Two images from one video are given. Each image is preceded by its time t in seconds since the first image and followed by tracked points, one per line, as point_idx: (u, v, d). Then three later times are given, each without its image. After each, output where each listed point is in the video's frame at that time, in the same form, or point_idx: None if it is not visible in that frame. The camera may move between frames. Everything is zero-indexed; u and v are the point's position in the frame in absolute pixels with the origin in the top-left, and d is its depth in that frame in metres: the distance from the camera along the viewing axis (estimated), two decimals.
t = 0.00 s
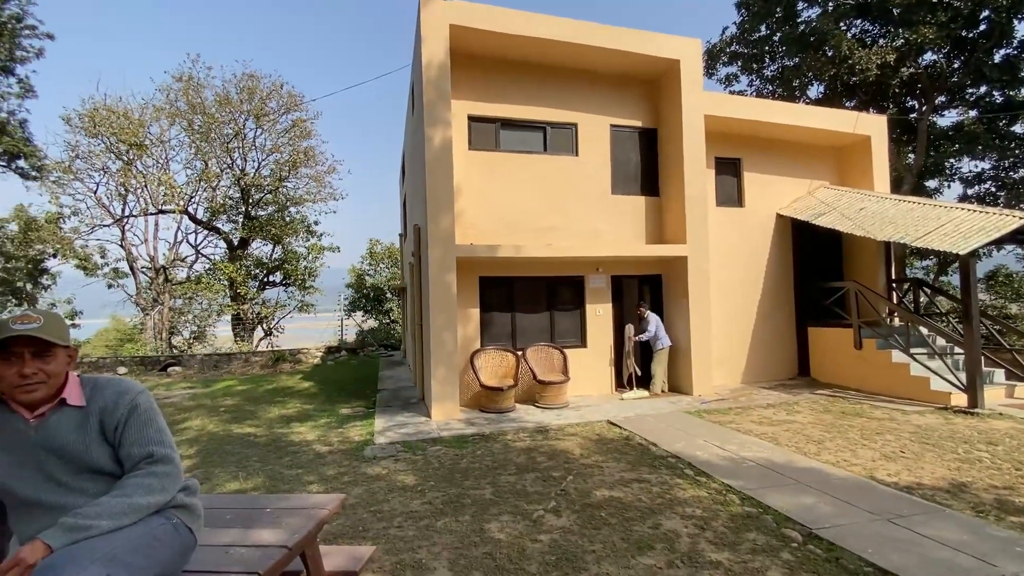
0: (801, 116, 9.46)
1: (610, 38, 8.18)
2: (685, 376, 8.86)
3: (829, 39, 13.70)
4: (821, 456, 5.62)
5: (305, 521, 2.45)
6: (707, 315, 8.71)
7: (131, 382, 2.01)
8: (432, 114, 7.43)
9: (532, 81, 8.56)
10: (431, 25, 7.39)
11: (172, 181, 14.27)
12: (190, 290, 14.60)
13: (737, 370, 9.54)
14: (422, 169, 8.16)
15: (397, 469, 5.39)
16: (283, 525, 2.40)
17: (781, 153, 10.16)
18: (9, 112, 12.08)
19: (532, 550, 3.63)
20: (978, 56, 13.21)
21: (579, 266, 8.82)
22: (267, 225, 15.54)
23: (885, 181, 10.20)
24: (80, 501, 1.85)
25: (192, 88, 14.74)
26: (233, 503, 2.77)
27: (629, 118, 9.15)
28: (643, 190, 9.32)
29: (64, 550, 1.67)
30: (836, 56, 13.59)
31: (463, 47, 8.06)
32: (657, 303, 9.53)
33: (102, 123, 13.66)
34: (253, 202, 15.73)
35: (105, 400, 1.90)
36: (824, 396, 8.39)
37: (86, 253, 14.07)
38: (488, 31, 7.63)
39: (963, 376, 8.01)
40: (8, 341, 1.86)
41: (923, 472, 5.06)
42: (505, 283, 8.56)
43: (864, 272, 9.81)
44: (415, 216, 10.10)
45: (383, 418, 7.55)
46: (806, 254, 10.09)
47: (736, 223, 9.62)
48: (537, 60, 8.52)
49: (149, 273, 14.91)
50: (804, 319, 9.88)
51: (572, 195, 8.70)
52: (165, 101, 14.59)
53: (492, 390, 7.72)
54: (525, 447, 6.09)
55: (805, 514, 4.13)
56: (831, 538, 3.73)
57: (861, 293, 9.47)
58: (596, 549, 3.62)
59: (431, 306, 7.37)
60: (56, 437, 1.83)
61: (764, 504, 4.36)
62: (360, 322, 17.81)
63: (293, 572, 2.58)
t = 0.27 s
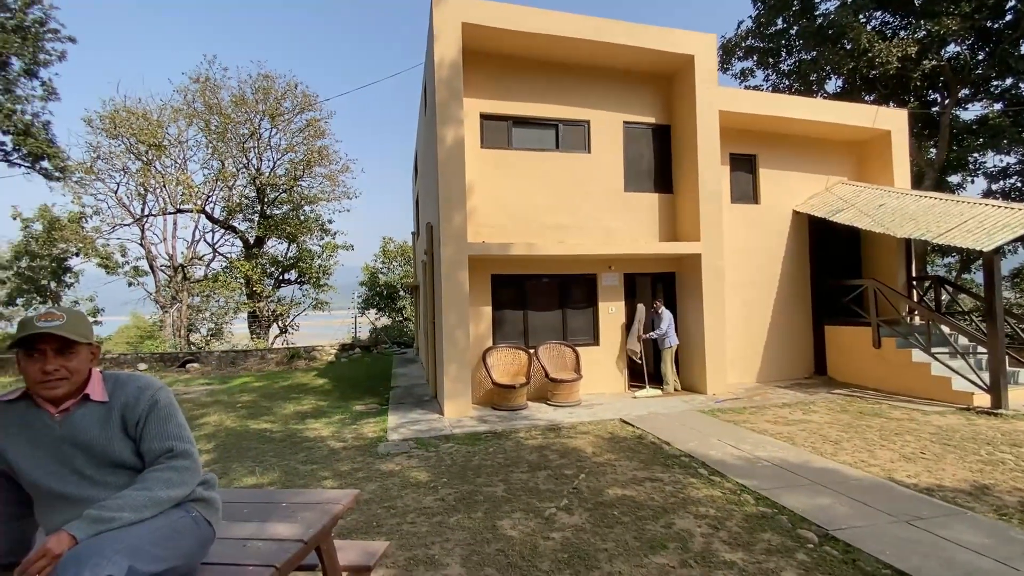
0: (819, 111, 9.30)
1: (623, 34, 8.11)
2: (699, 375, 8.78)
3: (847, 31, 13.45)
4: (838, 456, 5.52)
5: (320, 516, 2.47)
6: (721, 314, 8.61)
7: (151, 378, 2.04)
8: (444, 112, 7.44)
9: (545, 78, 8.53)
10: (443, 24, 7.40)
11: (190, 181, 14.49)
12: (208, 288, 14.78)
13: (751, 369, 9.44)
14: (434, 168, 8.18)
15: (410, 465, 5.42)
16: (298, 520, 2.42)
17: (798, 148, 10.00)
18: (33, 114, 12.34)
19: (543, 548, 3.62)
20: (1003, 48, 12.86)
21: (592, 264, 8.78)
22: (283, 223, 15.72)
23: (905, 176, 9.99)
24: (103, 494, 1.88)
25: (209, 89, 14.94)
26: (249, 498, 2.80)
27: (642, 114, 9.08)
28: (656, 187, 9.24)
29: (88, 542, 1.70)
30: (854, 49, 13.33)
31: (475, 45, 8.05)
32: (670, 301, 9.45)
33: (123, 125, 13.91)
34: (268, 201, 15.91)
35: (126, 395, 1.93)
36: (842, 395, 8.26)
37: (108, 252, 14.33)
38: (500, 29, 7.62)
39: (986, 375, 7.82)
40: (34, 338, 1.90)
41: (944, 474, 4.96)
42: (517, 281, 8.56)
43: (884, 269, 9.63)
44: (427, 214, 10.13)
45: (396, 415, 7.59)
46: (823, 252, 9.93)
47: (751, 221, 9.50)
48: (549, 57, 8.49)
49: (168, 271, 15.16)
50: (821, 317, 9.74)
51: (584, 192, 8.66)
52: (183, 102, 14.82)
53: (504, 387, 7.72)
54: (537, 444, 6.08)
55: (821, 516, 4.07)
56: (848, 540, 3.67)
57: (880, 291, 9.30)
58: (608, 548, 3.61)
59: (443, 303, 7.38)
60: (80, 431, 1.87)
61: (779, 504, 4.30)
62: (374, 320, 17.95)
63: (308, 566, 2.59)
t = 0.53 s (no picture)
0: (836, 107, 9.14)
1: (636, 30, 8.04)
2: (713, 374, 8.69)
3: (865, 25, 13.21)
4: (856, 457, 5.43)
5: (333, 512, 2.48)
6: (736, 313, 8.51)
7: (167, 375, 2.06)
8: (456, 111, 7.44)
9: (557, 76, 8.49)
10: (455, 22, 7.39)
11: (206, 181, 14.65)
12: (223, 287, 14.93)
13: (767, 369, 9.32)
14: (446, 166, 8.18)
15: (422, 463, 5.43)
16: (312, 517, 2.42)
17: (815, 144, 9.85)
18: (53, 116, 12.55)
19: (556, 547, 3.60)
20: None
21: (604, 262, 8.73)
22: (297, 223, 15.86)
23: (925, 173, 9.79)
24: (120, 489, 1.89)
25: (224, 90, 15.11)
26: (263, 494, 2.82)
27: (656, 111, 9.00)
28: (669, 184, 9.16)
29: (105, 536, 1.72)
30: (872, 44, 13.12)
31: (487, 43, 8.04)
32: (684, 299, 9.37)
33: (140, 126, 14.11)
34: (282, 201, 16.04)
35: (144, 391, 1.95)
36: (859, 395, 8.12)
37: (126, 251, 14.54)
38: (512, 27, 7.59)
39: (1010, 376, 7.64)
40: (52, 334, 1.92)
41: (966, 476, 4.85)
42: (529, 279, 8.53)
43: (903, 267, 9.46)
44: (439, 213, 10.14)
45: (408, 412, 7.61)
46: (840, 249, 9.77)
47: (766, 218, 9.38)
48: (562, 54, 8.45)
49: (184, 270, 15.35)
50: (838, 316, 9.59)
51: (597, 190, 8.61)
52: (198, 103, 14.99)
53: (516, 386, 7.71)
54: (550, 443, 6.06)
55: (840, 518, 4.00)
56: (867, 543, 3.60)
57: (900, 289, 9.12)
58: (622, 547, 3.58)
59: (455, 302, 7.39)
60: (98, 426, 1.88)
61: (796, 505, 4.23)
62: (386, 318, 18.03)
63: (322, 562, 2.60)
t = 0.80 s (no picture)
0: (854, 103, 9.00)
1: (649, 27, 7.98)
2: (727, 374, 8.61)
3: (884, 20, 13.01)
4: (874, 459, 5.34)
5: (348, 509, 2.49)
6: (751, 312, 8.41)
7: (185, 371, 2.07)
8: (468, 110, 7.44)
9: (569, 74, 8.46)
10: (467, 21, 7.39)
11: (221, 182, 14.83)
12: (238, 286, 15.10)
13: (782, 369, 9.21)
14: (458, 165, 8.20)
15: (435, 461, 5.44)
16: (327, 513, 2.43)
17: (832, 141, 9.71)
18: (73, 118, 12.78)
19: (569, 546, 3.59)
20: None
21: (617, 261, 8.68)
22: (310, 223, 16.00)
23: (946, 169, 9.60)
24: (141, 483, 1.92)
25: (239, 91, 15.28)
26: (279, 491, 2.84)
27: (669, 109, 8.93)
28: (683, 182, 9.09)
29: (126, 530, 1.74)
30: (891, 38, 12.90)
31: (500, 42, 8.03)
32: (698, 299, 9.29)
33: (157, 128, 14.33)
34: (296, 201, 16.18)
35: (163, 387, 1.97)
36: (878, 396, 7.99)
37: (143, 251, 14.76)
38: (524, 25, 7.57)
39: None
40: (72, 331, 1.95)
41: (989, 479, 4.74)
42: (541, 278, 8.52)
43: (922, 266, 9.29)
44: (451, 212, 10.16)
45: (421, 411, 7.64)
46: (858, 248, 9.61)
47: (781, 216, 9.26)
48: (574, 52, 8.41)
49: (200, 270, 15.55)
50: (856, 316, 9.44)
51: (609, 188, 8.57)
52: (214, 105, 15.18)
53: (528, 385, 7.70)
54: (562, 443, 6.04)
55: (858, 520, 3.93)
56: (887, 546, 3.53)
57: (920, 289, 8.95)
58: (635, 548, 3.55)
59: (467, 301, 7.39)
60: (119, 421, 1.91)
61: (813, 507, 4.17)
62: (398, 317, 18.11)
63: (337, 560, 2.61)
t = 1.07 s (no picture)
0: (869, 100, 8.88)
1: (660, 26, 7.93)
2: (739, 375, 8.53)
3: (900, 15, 12.83)
4: (889, 461, 5.27)
5: (361, 507, 2.50)
6: (763, 312, 8.34)
7: (201, 369, 2.10)
8: (479, 109, 7.45)
9: (580, 73, 8.44)
10: (478, 21, 7.40)
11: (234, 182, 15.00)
12: (251, 286, 15.26)
13: (795, 370, 9.11)
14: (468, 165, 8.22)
15: (445, 460, 5.46)
16: (340, 511, 2.45)
17: (846, 139, 9.59)
18: (90, 121, 12.98)
19: (580, 546, 3.58)
20: None
21: (628, 261, 8.64)
22: (322, 223, 16.13)
23: (963, 167, 9.44)
24: (158, 480, 1.94)
25: (252, 93, 15.45)
26: (292, 488, 2.87)
27: (680, 107, 8.87)
28: (695, 181, 9.03)
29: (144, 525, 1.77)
30: (907, 34, 12.73)
31: (510, 41, 8.03)
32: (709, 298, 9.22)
33: (172, 129, 14.53)
34: (308, 201, 16.30)
35: (180, 385, 2.00)
36: (893, 398, 7.88)
37: (159, 251, 14.96)
38: (535, 25, 7.57)
39: None
40: (93, 330, 1.98)
41: (1007, 482, 4.66)
42: (552, 278, 8.51)
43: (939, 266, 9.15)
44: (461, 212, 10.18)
45: (431, 410, 7.67)
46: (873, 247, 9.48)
47: (794, 215, 9.17)
48: (585, 51, 8.39)
49: (214, 269, 15.74)
50: (871, 316, 9.32)
51: (620, 188, 8.53)
52: (227, 107, 15.36)
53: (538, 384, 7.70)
54: (572, 443, 6.03)
55: (873, 523, 3.88)
56: (903, 549, 3.49)
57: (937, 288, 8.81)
58: (646, 549, 3.54)
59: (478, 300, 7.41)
60: (137, 418, 1.94)
61: (827, 510, 4.12)
62: (409, 317, 18.18)
63: (349, 557, 2.63)
